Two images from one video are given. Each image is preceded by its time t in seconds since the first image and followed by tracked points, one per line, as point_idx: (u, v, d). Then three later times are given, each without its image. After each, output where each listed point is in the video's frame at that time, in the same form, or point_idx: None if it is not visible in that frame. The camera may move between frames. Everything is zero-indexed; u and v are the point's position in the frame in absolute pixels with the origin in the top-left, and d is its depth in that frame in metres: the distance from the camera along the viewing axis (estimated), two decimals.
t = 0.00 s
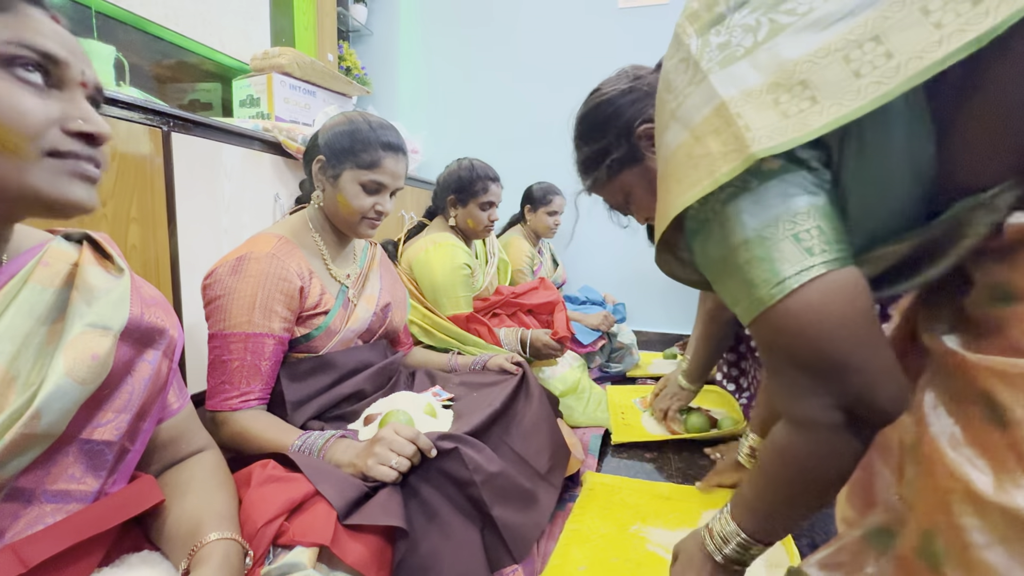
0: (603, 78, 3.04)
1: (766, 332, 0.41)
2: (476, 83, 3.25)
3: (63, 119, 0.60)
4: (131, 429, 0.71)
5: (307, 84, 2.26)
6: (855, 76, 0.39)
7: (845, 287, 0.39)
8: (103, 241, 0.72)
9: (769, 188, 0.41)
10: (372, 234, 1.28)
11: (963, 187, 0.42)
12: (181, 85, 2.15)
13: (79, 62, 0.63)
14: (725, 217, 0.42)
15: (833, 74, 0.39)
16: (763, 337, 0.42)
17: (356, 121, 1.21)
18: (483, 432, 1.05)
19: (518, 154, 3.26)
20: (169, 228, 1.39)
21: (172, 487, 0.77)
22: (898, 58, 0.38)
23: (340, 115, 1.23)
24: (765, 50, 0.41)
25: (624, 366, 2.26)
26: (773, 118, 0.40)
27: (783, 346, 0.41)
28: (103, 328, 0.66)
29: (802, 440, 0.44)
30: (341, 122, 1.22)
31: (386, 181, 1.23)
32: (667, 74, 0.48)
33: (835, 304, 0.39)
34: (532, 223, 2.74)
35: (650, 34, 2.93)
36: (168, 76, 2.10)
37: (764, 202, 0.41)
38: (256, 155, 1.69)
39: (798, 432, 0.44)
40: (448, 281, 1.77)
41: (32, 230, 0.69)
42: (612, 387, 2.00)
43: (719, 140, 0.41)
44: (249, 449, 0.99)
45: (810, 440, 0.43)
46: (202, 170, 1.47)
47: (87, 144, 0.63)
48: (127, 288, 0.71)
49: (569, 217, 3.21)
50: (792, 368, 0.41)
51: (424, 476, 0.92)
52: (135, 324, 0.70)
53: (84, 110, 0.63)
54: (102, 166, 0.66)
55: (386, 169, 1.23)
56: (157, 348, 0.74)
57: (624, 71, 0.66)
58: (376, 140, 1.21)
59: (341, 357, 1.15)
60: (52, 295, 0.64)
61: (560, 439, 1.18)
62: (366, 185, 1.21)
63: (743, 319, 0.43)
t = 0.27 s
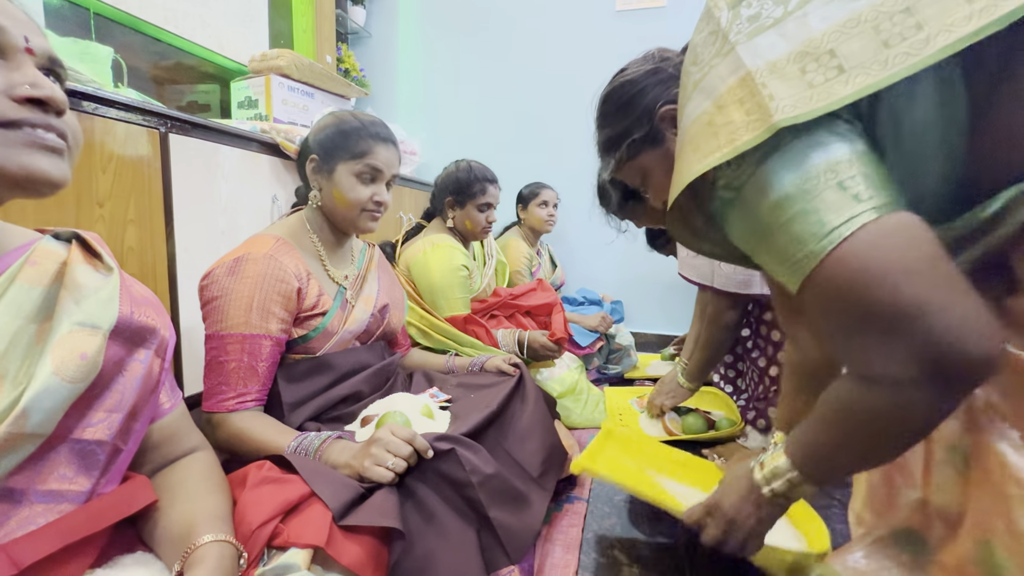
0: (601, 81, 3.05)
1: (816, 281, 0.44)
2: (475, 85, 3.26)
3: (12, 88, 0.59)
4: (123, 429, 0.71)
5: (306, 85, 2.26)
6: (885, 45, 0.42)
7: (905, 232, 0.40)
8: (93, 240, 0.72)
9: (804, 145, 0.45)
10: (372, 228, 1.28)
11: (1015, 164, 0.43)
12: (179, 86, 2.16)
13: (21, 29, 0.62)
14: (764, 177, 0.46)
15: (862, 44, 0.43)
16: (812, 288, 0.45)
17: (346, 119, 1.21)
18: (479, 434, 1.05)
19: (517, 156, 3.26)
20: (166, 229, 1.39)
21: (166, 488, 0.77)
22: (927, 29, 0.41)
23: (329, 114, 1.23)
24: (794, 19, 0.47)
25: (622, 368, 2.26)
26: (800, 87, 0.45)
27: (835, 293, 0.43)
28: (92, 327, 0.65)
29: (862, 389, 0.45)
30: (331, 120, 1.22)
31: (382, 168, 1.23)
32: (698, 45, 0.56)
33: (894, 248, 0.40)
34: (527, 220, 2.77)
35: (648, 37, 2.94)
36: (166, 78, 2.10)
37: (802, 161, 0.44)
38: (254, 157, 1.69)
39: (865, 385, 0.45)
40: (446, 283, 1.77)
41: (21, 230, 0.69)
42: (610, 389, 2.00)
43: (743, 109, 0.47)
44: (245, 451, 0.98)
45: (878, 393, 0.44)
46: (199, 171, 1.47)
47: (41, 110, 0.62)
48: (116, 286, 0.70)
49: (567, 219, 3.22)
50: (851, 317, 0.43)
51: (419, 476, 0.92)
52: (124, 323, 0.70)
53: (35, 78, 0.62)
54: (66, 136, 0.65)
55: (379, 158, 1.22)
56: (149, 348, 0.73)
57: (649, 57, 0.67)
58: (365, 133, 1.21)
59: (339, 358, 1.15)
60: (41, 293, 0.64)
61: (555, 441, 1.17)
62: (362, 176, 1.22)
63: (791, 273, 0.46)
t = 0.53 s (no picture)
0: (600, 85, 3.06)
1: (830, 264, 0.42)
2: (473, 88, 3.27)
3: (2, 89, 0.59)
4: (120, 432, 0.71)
5: (305, 88, 2.27)
6: (898, 35, 0.42)
7: (925, 210, 0.39)
8: (93, 243, 0.72)
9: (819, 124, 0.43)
10: (368, 212, 1.28)
11: (1005, 164, 0.45)
12: (178, 89, 2.16)
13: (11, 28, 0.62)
14: (777, 158, 0.44)
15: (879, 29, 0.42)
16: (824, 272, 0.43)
17: (324, 118, 1.26)
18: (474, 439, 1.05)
19: (515, 159, 3.26)
20: (163, 231, 1.38)
21: (163, 491, 0.76)
22: (944, 18, 0.40)
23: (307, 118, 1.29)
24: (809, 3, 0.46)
25: (620, 370, 2.26)
26: (811, 73, 0.43)
27: (858, 275, 0.40)
28: (91, 330, 0.65)
29: (894, 387, 0.42)
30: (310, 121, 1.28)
31: (362, 152, 1.26)
32: (708, 27, 0.54)
33: (917, 226, 0.38)
34: (523, 222, 2.77)
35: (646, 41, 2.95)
36: (165, 80, 2.10)
37: (817, 141, 0.43)
38: (253, 159, 1.69)
39: (896, 377, 0.41)
40: (444, 285, 1.77)
41: (20, 233, 0.69)
42: (608, 392, 2.00)
43: (753, 94, 0.46)
44: (241, 454, 0.98)
45: (912, 388, 0.41)
46: (197, 174, 1.47)
47: (32, 110, 0.62)
48: (116, 289, 0.70)
49: (565, 222, 3.22)
50: (873, 304, 0.41)
51: (417, 480, 0.92)
52: (123, 326, 0.70)
53: (25, 78, 0.62)
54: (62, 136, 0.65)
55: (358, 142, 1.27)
56: (147, 351, 0.73)
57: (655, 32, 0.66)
58: (341, 122, 1.25)
59: (335, 361, 1.14)
60: (40, 296, 0.64)
61: (554, 444, 1.16)
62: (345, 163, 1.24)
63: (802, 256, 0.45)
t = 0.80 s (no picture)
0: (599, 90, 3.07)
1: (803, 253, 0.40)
2: (473, 93, 3.28)
3: None
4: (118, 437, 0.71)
5: (305, 94, 2.28)
6: (857, 36, 0.40)
7: (901, 201, 0.37)
8: (93, 246, 0.72)
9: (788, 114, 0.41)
10: (366, 211, 1.28)
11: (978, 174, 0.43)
12: (179, 95, 2.17)
13: None
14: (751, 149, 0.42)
15: (835, 31, 0.41)
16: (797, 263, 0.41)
17: (315, 125, 1.29)
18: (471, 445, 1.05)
19: (515, 164, 3.27)
20: (163, 236, 1.39)
21: (161, 496, 0.76)
22: (900, 21, 0.39)
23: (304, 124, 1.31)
24: None
25: (620, 375, 2.25)
26: (772, 68, 0.41)
27: (829, 263, 0.38)
28: (89, 335, 0.65)
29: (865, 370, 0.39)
30: (307, 131, 1.29)
31: (357, 153, 1.28)
32: (678, 17, 0.50)
33: (896, 215, 0.36)
34: (521, 228, 2.78)
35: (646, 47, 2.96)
36: (166, 86, 2.12)
37: (790, 131, 0.41)
38: (253, 164, 1.69)
39: (861, 365, 0.40)
40: (444, 289, 1.77)
41: (21, 236, 0.69)
42: (608, 397, 2.00)
43: (715, 85, 0.43)
44: (240, 458, 0.98)
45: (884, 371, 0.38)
46: (197, 179, 1.48)
47: (4, 120, 0.61)
48: (114, 294, 0.70)
49: (565, 227, 3.22)
50: (842, 288, 0.39)
51: (416, 486, 0.92)
52: (121, 330, 0.70)
53: None
54: (39, 145, 0.64)
55: (351, 144, 1.28)
56: (145, 356, 0.73)
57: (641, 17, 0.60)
58: (335, 125, 1.28)
59: (334, 365, 1.14)
60: (39, 300, 0.64)
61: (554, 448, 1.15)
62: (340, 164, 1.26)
63: (775, 249, 0.42)
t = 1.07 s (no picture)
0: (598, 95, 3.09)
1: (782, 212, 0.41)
2: (473, 98, 3.30)
3: None
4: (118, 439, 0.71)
5: (305, 99, 2.29)
6: (805, 6, 0.41)
7: (865, 149, 0.38)
8: (94, 247, 0.72)
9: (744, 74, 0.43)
10: (366, 219, 1.29)
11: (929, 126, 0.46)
12: (179, 100, 2.18)
13: None
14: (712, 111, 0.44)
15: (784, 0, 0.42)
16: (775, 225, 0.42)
17: (318, 127, 1.30)
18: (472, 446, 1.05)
19: (514, 168, 3.28)
20: (163, 240, 1.39)
21: (160, 500, 0.76)
22: None
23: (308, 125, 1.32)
24: None
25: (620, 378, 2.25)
26: (720, 40, 0.43)
27: (810, 217, 0.39)
28: (91, 336, 0.66)
29: (846, 330, 0.39)
30: (310, 133, 1.30)
31: (360, 158, 1.29)
32: None
33: (859, 165, 0.38)
34: (520, 232, 2.78)
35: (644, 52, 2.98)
36: (167, 92, 2.13)
37: (747, 90, 0.43)
38: (253, 168, 1.70)
39: (841, 326, 0.40)
40: (443, 293, 1.77)
41: (22, 238, 0.69)
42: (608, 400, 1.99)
43: (664, 58, 0.44)
44: (239, 462, 0.97)
45: (867, 331, 0.39)
46: (197, 183, 1.48)
47: None
48: (116, 295, 0.70)
49: (564, 231, 3.23)
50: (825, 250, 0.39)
51: (416, 489, 0.91)
52: (122, 332, 0.70)
53: None
54: (30, 144, 0.64)
55: (353, 149, 1.30)
56: (145, 357, 0.73)
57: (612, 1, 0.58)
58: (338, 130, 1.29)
59: (334, 369, 1.15)
60: (41, 301, 0.64)
61: (555, 451, 1.12)
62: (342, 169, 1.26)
63: (748, 214, 0.43)
